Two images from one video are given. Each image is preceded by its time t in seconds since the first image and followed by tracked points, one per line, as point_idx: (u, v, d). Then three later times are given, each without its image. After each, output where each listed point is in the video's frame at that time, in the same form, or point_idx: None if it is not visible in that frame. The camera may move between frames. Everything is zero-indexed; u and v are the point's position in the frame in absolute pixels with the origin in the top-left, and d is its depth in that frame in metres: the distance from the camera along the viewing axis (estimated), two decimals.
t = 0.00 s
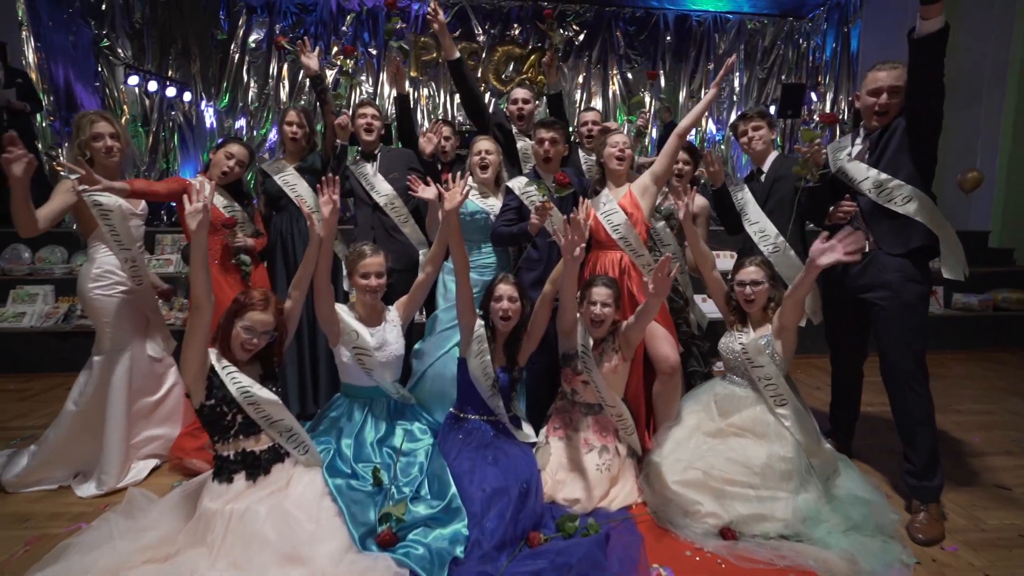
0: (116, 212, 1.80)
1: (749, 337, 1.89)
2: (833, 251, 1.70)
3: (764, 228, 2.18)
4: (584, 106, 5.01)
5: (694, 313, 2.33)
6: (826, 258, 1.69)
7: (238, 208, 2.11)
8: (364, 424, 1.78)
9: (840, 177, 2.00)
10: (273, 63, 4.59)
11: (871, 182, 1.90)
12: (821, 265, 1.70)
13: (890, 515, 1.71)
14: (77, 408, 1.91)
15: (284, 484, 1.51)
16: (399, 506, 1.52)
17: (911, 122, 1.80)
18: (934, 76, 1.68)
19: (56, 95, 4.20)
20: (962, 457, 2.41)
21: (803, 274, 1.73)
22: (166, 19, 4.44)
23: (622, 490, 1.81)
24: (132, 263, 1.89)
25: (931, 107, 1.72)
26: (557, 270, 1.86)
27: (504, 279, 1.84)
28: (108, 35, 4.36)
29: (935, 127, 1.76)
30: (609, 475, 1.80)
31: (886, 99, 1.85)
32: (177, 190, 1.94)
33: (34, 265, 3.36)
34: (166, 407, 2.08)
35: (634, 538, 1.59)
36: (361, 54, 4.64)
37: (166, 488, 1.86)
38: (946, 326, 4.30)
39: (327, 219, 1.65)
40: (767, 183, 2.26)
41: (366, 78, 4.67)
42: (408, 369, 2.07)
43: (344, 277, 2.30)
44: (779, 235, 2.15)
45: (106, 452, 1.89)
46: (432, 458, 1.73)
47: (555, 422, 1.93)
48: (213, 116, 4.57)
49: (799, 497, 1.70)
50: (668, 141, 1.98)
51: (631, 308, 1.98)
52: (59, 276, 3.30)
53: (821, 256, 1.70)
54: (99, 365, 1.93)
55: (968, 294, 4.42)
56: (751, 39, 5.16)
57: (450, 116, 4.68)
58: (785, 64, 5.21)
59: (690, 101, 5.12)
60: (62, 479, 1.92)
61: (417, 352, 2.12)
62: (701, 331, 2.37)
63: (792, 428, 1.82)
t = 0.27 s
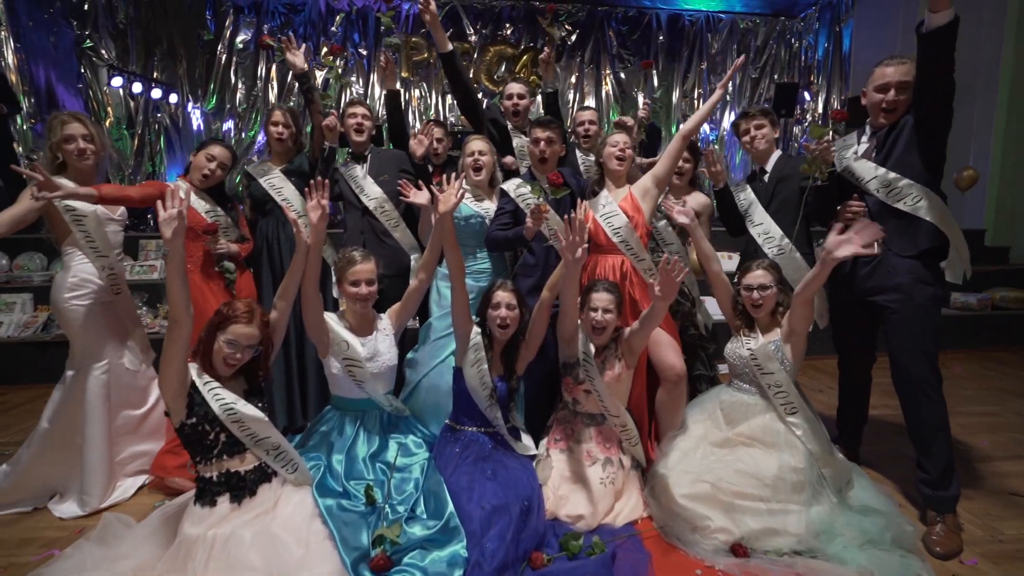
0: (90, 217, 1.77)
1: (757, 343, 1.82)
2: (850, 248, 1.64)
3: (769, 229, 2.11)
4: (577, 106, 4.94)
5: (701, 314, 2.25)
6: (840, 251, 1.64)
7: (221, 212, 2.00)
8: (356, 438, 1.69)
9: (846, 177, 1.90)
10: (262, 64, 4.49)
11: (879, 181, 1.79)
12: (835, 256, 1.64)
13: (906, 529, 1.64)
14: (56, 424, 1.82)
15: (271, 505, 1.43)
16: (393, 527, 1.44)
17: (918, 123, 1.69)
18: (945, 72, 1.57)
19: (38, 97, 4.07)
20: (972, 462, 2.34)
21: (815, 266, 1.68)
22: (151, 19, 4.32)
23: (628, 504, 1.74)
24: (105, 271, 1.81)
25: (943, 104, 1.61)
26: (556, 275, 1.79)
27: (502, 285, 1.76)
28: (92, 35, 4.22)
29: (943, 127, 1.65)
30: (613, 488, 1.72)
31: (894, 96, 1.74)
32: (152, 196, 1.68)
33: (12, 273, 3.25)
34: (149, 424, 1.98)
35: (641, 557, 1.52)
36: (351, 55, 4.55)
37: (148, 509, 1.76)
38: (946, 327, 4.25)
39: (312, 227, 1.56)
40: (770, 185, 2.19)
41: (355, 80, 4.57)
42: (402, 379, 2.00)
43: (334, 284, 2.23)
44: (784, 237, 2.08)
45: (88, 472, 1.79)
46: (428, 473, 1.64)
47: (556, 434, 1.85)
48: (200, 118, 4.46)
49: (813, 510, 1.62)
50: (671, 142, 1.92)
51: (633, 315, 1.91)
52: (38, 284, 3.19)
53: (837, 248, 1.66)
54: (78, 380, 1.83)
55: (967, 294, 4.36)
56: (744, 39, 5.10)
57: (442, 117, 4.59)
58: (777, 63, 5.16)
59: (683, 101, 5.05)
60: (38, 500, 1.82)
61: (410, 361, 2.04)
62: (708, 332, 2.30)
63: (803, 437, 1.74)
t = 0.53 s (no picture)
0: (65, 218, 1.72)
1: (763, 343, 1.76)
2: (882, 257, 1.57)
3: (771, 227, 2.07)
4: (570, 104, 4.87)
5: (706, 314, 2.19)
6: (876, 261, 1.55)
7: (204, 212, 1.92)
8: (348, 447, 1.62)
9: (853, 171, 1.84)
10: (250, 61, 4.39)
11: (885, 176, 1.74)
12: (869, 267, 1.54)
13: (918, 534, 1.59)
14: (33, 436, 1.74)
15: (258, 520, 1.37)
16: (387, 542, 1.37)
17: (926, 116, 1.65)
18: (955, 59, 1.51)
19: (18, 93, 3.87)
20: (977, 463, 2.29)
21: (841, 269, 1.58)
22: (136, 16, 4.22)
23: (630, 512, 1.68)
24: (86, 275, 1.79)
25: (952, 93, 1.55)
26: (553, 275, 1.72)
27: (499, 286, 1.70)
28: (74, 31, 4.09)
29: (951, 118, 1.60)
30: (616, 496, 1.66)
31: (900, 86, 1.69)
32: (128, 195, 1.59)
33: None
34: (131, 436, 1.91)
35: (646, 567, 1.46)
36: (341, 53, 4.46)
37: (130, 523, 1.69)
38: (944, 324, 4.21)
39: (297, 228, 1.49)
40: (773, 181, 2.12)
41: (345, 77, 4.49)
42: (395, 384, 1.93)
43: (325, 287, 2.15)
44: (788, 234, 2.03)
45: (67, 486, 1.71)
46: (424, 483, 1.58)
47: (556, 440, 1.79)
48: (187, 117, 4.35)
49: (823, 516, 1.56)
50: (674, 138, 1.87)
51: (635, 317, 1.85)
52: (18, 288, 3.08)
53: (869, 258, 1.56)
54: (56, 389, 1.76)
55: (964, 291, 4.32)
56: (737, 35, 5.04)
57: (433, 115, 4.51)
58: (771, 60, 5.09)
59: (677, 98, 4.99)
60: (12, 516, 1.74)
61: (404, 365, 1.98)
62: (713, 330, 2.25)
63: (810, 441, 1.69)
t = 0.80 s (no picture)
0: (41, 216, 1.66)
1: (766, 342, 1.71)
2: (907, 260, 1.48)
3: (774, 221, 2.02)
4: (565, 99, 4.81)
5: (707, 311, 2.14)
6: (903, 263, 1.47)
7: (188, 210, 1.86)
8: (341, 451, 1.56)
9: (858, 164, 1.80)
10: (239, 56, 4.29)
11: (892, 169, 1.69)
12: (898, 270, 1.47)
13: (928, 536, 1.55)
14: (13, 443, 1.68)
15: (247, 529, 1.31)
16: (382, 551, 1.31)
17: (935, 105, 1.60)
18: (964, 47, 1.46)
19: None
20: (983, 460, 2.25)
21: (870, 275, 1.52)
22: (122, 9, 4.07)
23: (633, 517, 1.63)
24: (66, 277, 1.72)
25: (958, 83, 1.50)
26: (551, 272, 1.66)
27: (497, 284, 1.65)
28: (58, 25, 3.93)
29: (962, 107, 1.54)
30: (617, 500, 1.61)
31: (905, 75, 1.64)
32: (104, 191, 1.53)
33: None
34: (115, 446, 1.84)
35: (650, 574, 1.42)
36: (332, 47, 4.38)
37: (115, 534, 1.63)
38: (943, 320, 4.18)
39: (288, 224, 1.43)
40: (774, 174, 2.07)
41: (335, 72, 4.40)
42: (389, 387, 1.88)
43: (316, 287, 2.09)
44: (790, 229, 1.99)
45: (47, 497, 1.65)
46: (420, 488, 1.53)
47: (555, 442, 1.74)
48: (176, 113, 4.24)
49: (832, 519, 1.52)
50: (676, 131, 1.83)
51: (636, 315, 1.80)
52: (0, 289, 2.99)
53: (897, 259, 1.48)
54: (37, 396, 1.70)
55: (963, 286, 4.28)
56: (732, 30, 4.99)
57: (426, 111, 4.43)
58: (766, 55, 5.03)
59: (672, 93, 4.93)
60: None
61: (397, 367, 1.92)
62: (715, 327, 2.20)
63: (816, 441, 1.65)
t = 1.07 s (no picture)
0: (18, 213, 1.60)
1: (769, 338, 1.67)
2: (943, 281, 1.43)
3: (775, 216, 1.99)
4: (560, 94, 4.75)
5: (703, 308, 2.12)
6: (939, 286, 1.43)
7: (173, 205, 1.80)
8: (333, 453, 1.52)
9: (862, 156, 1.76)
10: (229, 51, 4.21)
11: (898, 161, 1.65)
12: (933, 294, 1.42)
13: (935, 536, 1.52)
14: None
15: (236, 535, 1.27)
16: (376, 558, 1.27)
17: (944, 95, 1.55)
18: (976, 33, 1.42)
19: None
20: (986, 456, 2.23)
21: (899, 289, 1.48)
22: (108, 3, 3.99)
23: (634, 518, 1.59)
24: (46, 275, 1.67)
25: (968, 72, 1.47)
26: (548, 269, 1.61)
27: (492, 281, 1.60)
28: (42, 18, 3.82)
29: (972, 96, 1.50)
30: (618, 502, 1.57)
31: (914, 63, 1.60)
32: (82, 185, 1.48)
33: None
34: (100, 450, 1.79)
35: None
36: (323, 41, 4.32)
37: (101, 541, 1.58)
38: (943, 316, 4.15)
39: (278, 219, 1.38)
40: (776, 167, 2.03)
41: (327, 66, 4.34)
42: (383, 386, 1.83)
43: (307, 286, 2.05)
44: (792, 224, 1.96)
45: (30, 504, 1.60)
46: (415, 491, 1.48)
47: (553, 443, 1.70)
48: (165, 108, 4.15)
49: (837, 519, 1.49)
50: (676, 124, 1.78)
51: (636, 311, 1.76)
52: None
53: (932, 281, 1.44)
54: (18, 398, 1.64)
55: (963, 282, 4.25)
56: (727, 23, 4.94)
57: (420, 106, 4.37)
58: (761, 48, 4.99)
59: (668, 87, 4.89)
60: None
61: (391, 366, 1.88)
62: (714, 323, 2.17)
63: (820, 440, 1.62)
